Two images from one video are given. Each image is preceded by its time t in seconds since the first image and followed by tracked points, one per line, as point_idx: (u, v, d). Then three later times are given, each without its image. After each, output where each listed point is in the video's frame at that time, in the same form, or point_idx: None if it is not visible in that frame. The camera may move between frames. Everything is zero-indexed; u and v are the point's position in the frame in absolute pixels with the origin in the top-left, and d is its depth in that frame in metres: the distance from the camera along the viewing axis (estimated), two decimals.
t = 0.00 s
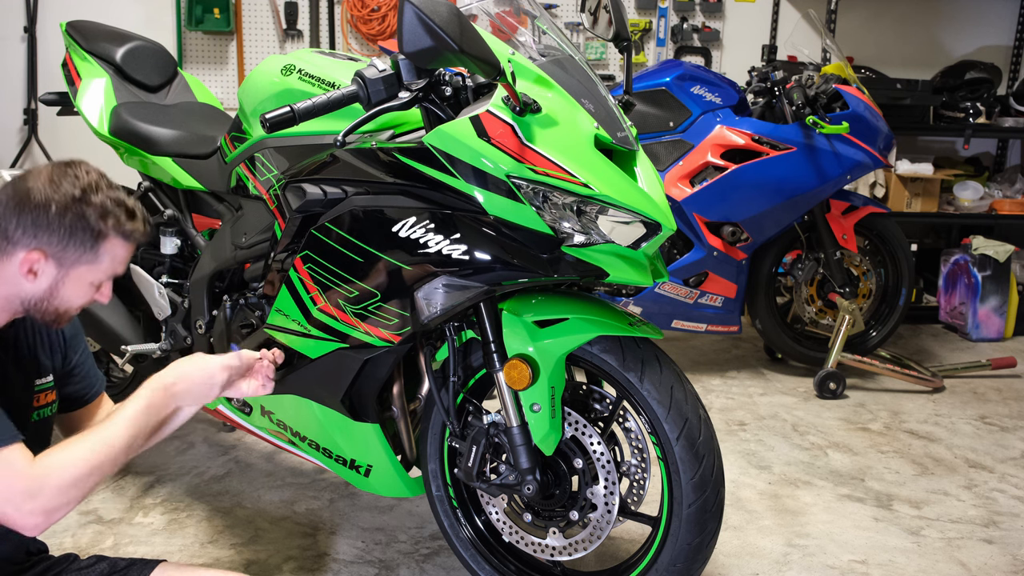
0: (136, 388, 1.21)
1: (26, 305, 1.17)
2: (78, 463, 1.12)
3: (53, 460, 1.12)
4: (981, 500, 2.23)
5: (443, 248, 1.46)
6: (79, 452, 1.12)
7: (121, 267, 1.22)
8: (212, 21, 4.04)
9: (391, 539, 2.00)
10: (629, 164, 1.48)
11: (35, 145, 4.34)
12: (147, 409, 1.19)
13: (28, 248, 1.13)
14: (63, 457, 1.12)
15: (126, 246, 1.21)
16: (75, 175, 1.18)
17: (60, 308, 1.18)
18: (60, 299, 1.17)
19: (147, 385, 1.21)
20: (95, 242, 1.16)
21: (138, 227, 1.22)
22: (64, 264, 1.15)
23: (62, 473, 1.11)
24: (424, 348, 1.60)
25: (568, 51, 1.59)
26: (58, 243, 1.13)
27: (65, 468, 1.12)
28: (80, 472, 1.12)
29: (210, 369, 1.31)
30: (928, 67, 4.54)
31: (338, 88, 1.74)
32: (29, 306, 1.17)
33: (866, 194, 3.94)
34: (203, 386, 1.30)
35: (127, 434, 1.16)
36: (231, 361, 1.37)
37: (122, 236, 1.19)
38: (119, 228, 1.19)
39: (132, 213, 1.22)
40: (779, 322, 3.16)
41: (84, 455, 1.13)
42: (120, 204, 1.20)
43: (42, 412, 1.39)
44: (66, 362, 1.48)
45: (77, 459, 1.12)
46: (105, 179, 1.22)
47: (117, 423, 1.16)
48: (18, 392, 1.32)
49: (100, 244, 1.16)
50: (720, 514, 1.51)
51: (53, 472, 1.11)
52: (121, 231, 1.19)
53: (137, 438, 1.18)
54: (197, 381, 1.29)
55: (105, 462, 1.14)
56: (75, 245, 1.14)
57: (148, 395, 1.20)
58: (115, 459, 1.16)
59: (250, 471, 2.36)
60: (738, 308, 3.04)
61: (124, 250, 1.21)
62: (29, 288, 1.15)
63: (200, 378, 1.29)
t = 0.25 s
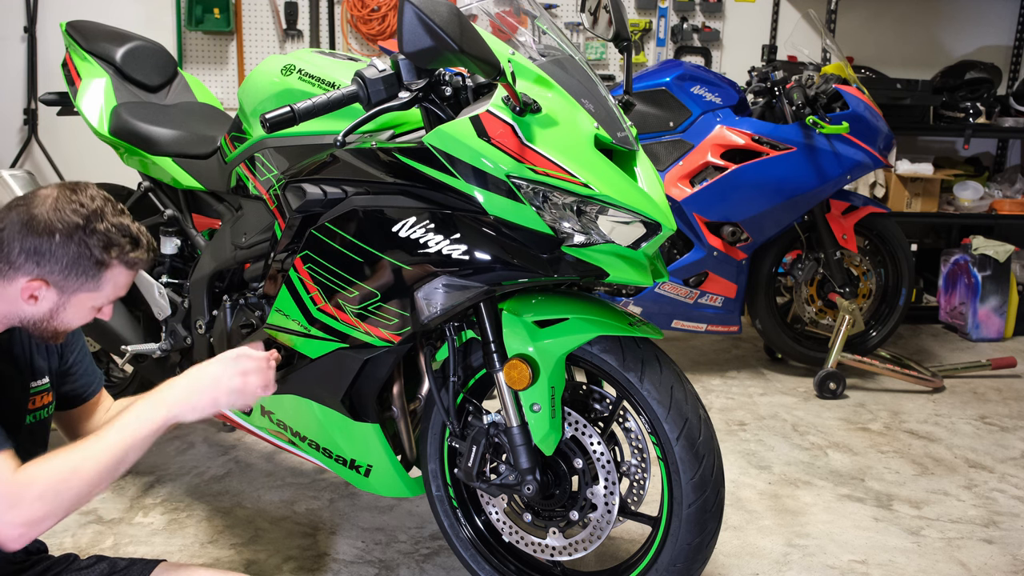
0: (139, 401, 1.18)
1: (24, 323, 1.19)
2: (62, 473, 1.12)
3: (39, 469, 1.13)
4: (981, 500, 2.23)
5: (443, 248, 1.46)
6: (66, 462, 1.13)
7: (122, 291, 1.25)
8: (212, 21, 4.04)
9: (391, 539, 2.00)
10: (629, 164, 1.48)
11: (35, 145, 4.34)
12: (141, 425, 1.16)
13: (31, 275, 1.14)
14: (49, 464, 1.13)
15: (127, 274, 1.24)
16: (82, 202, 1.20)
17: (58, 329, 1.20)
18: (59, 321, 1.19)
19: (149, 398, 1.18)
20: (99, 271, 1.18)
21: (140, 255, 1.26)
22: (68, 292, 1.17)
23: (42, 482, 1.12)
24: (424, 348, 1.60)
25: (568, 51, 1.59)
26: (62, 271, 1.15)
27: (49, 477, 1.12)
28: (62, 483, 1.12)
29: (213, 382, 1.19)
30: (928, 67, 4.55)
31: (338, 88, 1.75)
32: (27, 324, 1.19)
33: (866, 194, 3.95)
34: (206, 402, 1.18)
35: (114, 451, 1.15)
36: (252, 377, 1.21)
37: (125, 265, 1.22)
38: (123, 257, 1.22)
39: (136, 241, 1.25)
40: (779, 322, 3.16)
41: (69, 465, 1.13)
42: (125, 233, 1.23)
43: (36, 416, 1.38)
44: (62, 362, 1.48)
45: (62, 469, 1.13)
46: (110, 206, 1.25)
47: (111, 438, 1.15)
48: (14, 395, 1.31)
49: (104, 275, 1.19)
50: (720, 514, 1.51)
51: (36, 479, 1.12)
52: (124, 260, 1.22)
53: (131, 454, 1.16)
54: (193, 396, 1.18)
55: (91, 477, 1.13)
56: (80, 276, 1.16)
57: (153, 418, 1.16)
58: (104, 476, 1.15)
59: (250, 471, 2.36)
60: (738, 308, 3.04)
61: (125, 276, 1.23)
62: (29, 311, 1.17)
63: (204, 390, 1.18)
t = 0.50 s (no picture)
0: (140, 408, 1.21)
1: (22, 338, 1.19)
2: (71, 481, 1.14)
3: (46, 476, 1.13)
4: (981, 500, 2.23)
5: (443, 248, 1.46)
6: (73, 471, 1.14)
7: (119, 309, 1.23)
8: (212, 21, 4.04)
9: (391, 539, 2.00)
10: (629, 164, 1.48)
11: (35, 145, 4.33)
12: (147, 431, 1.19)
13: (25, 297, 1.13)
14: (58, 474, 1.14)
15: (124, 295, 1.22)
16: (77, 224, 1.17)
17: (55, 344, 1.20)
18: (56, 339, 1.19)
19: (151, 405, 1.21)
20: (93, 295, 1.16)
21: (138, 275, 1.23)
22: (62, 314, 1.16)
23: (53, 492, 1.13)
24: (424, 348, 1.60)
25: (568, 51, 1.59)
26: (55, 296, 1.14)
27: (58, 486, 1.13)
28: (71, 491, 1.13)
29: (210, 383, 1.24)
30: (928, 67, 4.54)
31: (339, 88, 1.75)
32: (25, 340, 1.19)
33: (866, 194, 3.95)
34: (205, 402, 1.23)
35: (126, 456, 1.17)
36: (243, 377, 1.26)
37: (120, 287, 1.20)
38: (119, 280, 1.20)
39: (133, 262, 1.22)
40: (779, 322, 3.16)
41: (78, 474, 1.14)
42: (121, 255, 1.20)
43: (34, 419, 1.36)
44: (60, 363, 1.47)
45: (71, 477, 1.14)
46: (106, 226, 1.22)
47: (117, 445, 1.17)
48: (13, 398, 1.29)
49: (98, 297, 1.17)
50: (720, 514, 1.51)
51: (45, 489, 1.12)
52: (120, 283, 1.19)
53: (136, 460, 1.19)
54: (195, 400, 1.22)
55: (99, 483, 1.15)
56: (74, 299, 1.15)
57: (158, 423, 1.20)
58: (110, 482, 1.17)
59: (249, 471, 2.36)
60: (738, 308, 3.04)
61: (121, 297, 1.22)
62: (26, 329, 1.16)
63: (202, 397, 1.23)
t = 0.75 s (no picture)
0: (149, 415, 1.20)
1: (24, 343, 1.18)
2: (74, 488, 1.13)
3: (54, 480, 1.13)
4: (981, 500, 2.23)
5: (443, 248, 1.46)
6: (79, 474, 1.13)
7: (122, 315, 1.23)
8: (212, 21, 4.04)
9: (391, 539, 2.00)
10: (629, 164, 1.48)
11: (35, 145, 4.34)
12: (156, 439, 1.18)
13: (30, 307, 1.12)
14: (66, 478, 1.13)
15: (128, 302, 1.22)
16: (83, 235, 1.16)
17: (58, 349, 1.20)
18: (59, 344, 1.19)
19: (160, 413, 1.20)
20: (100, 304, 1.16)
21: (142, 283, 1.23)
22: (68, 322, 1.15)
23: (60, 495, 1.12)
24: (424, 348, 1.60)
25: (568, 51, 1.59)
26: (61, 305, 1.13)
27: (65, 492, 1.12)
28: (77, 495, 1.13)
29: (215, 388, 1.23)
30: (928, 67, 4.54)
31: (338, 88, 1.75)
32: (27, 345, 1.18)
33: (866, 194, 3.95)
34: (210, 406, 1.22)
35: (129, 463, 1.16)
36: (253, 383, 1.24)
37: (125, 295, 1.20)
38: (125, 289, 1.20)
39: (138, 271, 1.21)
40: (779, 322, 3.16)
41: (84, 479, 1.14)
42: (127, 264, 1.20)
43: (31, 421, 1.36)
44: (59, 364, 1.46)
45: (77, 481, 1.13)
46: (111, 234, 1.21)
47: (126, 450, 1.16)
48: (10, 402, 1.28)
49: (104, 306, 1.17)
50: (720, 514, 1.51)
51: (52, 492, 1.12)
52: (126, 291, 1.19)
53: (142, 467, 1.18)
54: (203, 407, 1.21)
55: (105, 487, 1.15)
56: (81, 309, 1.15)
57: (163, 431, 1.19)
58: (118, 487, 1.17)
59: (250, 471, 2.36)
60: (738, 308, 3.04)
61: (126, 304, 1.22)
62: (29, 336, 1.16)
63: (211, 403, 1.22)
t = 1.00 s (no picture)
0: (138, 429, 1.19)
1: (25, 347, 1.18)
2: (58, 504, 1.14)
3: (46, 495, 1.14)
4: (981, 500, 2.23)
5: (443, 248, 1.46)
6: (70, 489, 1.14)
7: (124, 320, 1.23)
8: (212, 21, 4.04)
9: (391, 539, 2.00)
10: (629, 164, 1.48)
11: (35, 145, 4.33)
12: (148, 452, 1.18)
13: (33, 315, 1.12)
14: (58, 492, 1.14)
15: (130, 309, 1.22)
16: (86, 244, 1.15)
17: (59, 353, 1.20)
18: (61, 349, 1.19)
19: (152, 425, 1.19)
20: (103, 312, 1.16)
21: (144, 290, 1.23)
22: (70, 330, 1.15)
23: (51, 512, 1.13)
24: (424, 348, 1.60)
25: (568, 51, 1.59)
26: (64, 314, 1.13)
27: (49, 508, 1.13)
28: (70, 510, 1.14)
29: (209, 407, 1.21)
30: (928, 67, 4.54)
31: (338, 88, 1.75)
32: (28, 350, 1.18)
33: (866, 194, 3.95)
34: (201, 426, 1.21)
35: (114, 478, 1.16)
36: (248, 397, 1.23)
37: (128, 302, 1.20)
38: (127, 296, 1.20)
39: (141, 279, 1.21)
40: (779, 322, 3.16)
41: (74, 492, 1.15)
42: (130, 273, 1.20)
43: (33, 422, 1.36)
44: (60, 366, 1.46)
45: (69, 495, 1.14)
46: (114, 241, 1.21)
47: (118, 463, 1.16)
48: (13, 404, 1.28)
49: (107, 314, 1.17)
50: (720, 514, 1.51)
51: (44, 508, 1.13)
52: (128, 299, 1.20)
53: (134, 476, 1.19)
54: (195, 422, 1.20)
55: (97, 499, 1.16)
56: (84, 317, 1.15)
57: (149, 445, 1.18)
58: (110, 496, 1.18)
59: (250, 471, 2.36)
60: (738, 308, 3.04)
61: (128, 311, 1.22)
62: (32, 342, 1.16)
63: (206, 417, 1.21)
